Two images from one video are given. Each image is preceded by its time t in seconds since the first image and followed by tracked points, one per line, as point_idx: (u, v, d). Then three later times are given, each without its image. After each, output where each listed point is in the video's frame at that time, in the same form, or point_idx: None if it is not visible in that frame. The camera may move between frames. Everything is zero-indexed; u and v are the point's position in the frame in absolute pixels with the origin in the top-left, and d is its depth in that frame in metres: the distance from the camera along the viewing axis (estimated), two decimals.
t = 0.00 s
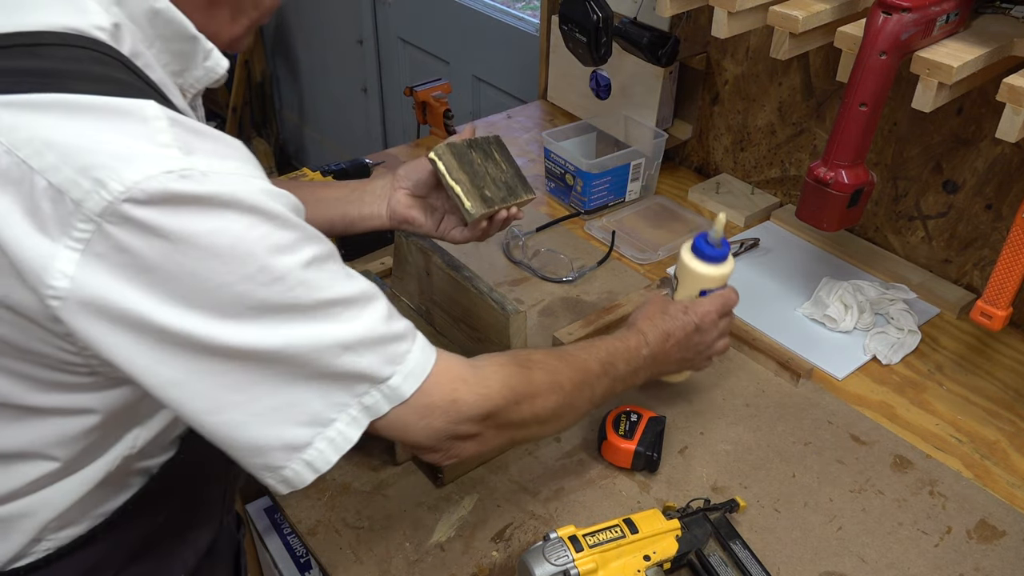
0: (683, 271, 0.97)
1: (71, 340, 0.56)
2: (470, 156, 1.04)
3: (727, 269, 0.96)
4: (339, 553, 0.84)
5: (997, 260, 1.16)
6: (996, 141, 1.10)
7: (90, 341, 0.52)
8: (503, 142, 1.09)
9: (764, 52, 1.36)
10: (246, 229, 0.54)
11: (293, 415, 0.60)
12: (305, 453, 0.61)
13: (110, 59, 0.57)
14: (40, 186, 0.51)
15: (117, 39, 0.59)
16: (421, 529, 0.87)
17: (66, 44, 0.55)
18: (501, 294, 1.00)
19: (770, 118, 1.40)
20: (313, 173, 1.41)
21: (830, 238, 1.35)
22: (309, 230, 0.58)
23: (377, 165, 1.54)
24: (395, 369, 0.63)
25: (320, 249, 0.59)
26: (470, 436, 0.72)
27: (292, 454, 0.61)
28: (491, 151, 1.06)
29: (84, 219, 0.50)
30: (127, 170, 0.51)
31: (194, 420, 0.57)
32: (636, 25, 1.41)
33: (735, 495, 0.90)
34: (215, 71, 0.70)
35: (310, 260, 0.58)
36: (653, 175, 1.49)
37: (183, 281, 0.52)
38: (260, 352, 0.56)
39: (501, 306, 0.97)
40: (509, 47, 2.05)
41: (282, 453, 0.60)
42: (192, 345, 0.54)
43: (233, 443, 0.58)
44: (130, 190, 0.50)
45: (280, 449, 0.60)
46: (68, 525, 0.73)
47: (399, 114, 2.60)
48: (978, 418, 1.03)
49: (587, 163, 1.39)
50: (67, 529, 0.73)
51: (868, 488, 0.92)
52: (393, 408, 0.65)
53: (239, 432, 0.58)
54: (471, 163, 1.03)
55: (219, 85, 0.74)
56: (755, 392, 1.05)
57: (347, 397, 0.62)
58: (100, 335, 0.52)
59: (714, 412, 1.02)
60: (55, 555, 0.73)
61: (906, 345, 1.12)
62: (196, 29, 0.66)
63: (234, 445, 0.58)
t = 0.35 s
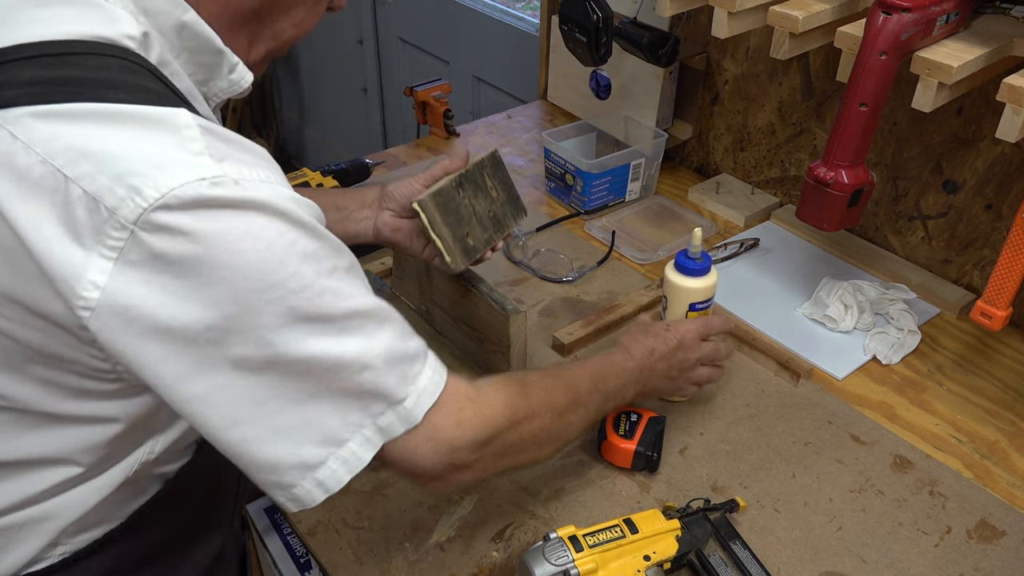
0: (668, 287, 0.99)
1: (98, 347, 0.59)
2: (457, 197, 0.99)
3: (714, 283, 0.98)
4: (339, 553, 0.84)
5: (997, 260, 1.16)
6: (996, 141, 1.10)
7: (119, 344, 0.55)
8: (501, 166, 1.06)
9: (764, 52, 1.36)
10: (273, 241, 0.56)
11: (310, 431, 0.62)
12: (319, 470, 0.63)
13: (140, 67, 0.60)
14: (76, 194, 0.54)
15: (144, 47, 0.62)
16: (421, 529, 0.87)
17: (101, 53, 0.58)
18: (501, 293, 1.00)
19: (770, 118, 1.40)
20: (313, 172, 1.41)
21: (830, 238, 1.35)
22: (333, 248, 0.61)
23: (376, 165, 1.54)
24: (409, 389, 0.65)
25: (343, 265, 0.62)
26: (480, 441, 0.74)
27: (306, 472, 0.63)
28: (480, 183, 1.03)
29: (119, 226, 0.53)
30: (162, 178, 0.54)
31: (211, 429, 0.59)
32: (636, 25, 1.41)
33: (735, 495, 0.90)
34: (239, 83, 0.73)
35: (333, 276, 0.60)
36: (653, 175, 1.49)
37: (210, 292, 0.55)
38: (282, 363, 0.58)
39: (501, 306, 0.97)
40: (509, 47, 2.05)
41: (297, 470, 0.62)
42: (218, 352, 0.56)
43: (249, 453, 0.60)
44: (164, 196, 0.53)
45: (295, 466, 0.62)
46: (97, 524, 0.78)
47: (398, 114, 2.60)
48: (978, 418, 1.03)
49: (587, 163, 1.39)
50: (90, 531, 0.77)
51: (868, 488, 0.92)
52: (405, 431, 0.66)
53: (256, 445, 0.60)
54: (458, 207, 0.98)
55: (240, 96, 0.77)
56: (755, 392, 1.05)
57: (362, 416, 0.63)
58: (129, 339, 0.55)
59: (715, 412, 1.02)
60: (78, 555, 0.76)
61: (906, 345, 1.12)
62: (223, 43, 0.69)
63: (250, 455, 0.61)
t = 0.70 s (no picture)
0: (667, 287, 0.98)
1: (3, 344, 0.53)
2: (474, 277, 0.94)
3: (713, 283, 0.97)
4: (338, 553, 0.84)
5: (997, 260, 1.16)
6: (996, 141, 1.10)
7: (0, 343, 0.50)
8: (518, 245, 1.02)
9: (764, 52, 1.36)
10: (180, 284, 0.51)
11: (175, 498, 0.56)
12: (170, 537, 0.57)
13: (88, 50, 0.57)
14: None
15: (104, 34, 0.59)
16: (421, 529, 0.87)
17: (46, 33, 0.55)
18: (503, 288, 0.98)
19: (771, 118, 1.40)
20: (314, 173, 1.41)
21: (830, 238, 1.35)
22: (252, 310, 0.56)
23: (376, 165, 1.54)
24: (291, 496, 0.60)
25: (256, 337, 0.57)
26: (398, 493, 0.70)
27: (157, 535, 0.57)
28: (497, 269, 0.99)
29: (22, 222, 0.49)
30: (78, 183, 0.50)
31: (73, 462, 0.53)
32: (636, 25, 1.41)
33: (735, 495, 0.90)
34: (217, 73, 0.67)
35: (237, 344, 0.55)
36: (653, 175, 1.49)
37: (93, 318, 0.50)
38: (158, 420, 0.53)
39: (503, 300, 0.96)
40: (509, 47, 2.05)
41: (144, 529, 0.56)
42: (97, 382, 0.51)
43: (102, 496, 0.54)
44: (74, 201, 0.49)
45: (144, 525, 0.56)
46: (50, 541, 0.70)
47: (398, 114, 2.60)
48: (978, 418, 1.03)
49: (588, 163, 1.39)
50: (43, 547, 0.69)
51: (868, 488, 0.92)
52: (278, 536, 0.61)
53: (108, 492, 0.54)
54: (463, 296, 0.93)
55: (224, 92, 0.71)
56: (755, 392, 1.05)
57: (236, 508, 0.58)
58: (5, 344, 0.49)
59: (715, 412, 1.02)
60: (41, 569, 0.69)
61: (906, 345, 1.12)
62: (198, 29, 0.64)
63: (106, 501, 0.55)
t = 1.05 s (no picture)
0: (667, 287, 0.98)
1: None
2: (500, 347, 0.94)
3: (714, 283, 0.97)
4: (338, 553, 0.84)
5: (997, 260, 1.16)
6: (996, 141, 1.10)
7: None
8: (547, 320, 1.01)
9: (764, 52, 1.36)
10: (129, 289, 0.53)
11: (118, 504, 0.57)
12: (115, 544, 0.58)
13: (55, 49, 0.57)
14: None
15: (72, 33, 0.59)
16: (421, 529, 0.87)
17: (15, 31, 0.56)
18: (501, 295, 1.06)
19: (770, 118, 1.40)
20: (314, 173, 1.41)
21: (830, 238, 1.35)
22: (204, 322, 0.57)
23: (376, 165, 1.54)
24: (236, 515, 0.61)
25: (209, 348, 0.58)
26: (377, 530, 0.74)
27: (102, 540, 0.58)
28: (518, 339, 0.98)
29: None
30: (33, 180, 0.51)
31: (22, 461, 0.54)
32: (636, 25, 1.41)
33: (735, 495, 0.90)
34: (196, 73, 0.67)
35: (186, 355, 0.56)
36: (653, 175, 1.49)
37: (41, 319, 0.51)
38: (106, 425, 0.54)
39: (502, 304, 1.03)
40: (509, 47, 2.05)
41: (90, 535, 0.58)
42: (44, 384, 0.52)
43: (44, 497, 0.56)
44: (26, 199, 0.51)
45: (89, 531, 0.57)
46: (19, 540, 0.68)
47: (398, 114, 2.60)
48: (978, 418, 1.03)
49: (588, 163, 1.39)
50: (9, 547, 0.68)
51: (868, 488, 0.92)
52: (222, 555, 0.62)
53: (55, 493, 0.55)
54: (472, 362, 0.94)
55: (206, 89, 0.71)
56: (756, 392, 1.05)
57: (181, 523, 0.59)
58: None
59: (715, 412, 1.02)
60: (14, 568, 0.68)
61: (906, 345, 1.12)
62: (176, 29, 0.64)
63: (53, 502, 0.56)
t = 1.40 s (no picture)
0: (667, 288, 0.98)
1: None
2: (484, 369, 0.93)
3: (714, 283, 0.97)
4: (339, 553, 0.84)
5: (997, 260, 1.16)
6: (996, 141, 1.10)
7: None
8: (537, 347, 0.98)
9: (764, 52, 1.36)
10: (138, 294, 0.53)
11: (121, 506, 0.57)
12: (116, 544, 0.58)
13: (62, 54, 0.57)
14: None
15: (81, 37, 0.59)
16: (421, 529, 0.87)
17: (22, 36, 0.56)
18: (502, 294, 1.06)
19: (770, 118, 1.40)
20: (314, 173, 1.41)
21: (830, 238, 1.35)
22: (209, 327, 0.57)
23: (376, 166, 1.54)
24: (236, 518, 0.61)
25: (214, 350, 0.58)
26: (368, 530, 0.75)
27: (103, 540, 0.58)
28: (503, 363, 0.96)
29: None
30: (43, 185, 0.51)
31: (24, 461, 0.54)
32: (636, 25, 1.41)
33: (735, 495, 0.90)
34: (202, 77, 0.67)
35: (189, 358, 0.56)
36: (653, 175, 1.49)
37: (49, 322, 0.51)
38: (111, 426, 0.54)
39: (501, 306, 1.03)
40: (509, 47, 2.05)
41: (91, 533, 0.57)
42: (50, 387, 0.52)
43: (47, 498, 0.56)
44: (36, 204, 0.51)
45: (90, 530, 0.57)
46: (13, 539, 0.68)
47: (398, 114, 2.60)
48: (978, 418, 1.03)
49: (587, 163, 1.39)
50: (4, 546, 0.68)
51: (868, 488, 0.92)
52: (221, 558, 0.62)
53: (57, 493, 0.55)
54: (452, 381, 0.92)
55: (213, 93, 0.71)
56: (755, 392, 1.05)
57: (182, 524, 0.59)
58: None
59: (715, 412, 1.02)
60: (10, 567, 0.68)
61: (906, 345, 1.12)
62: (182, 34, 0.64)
63: (54, 502, 0.56)
